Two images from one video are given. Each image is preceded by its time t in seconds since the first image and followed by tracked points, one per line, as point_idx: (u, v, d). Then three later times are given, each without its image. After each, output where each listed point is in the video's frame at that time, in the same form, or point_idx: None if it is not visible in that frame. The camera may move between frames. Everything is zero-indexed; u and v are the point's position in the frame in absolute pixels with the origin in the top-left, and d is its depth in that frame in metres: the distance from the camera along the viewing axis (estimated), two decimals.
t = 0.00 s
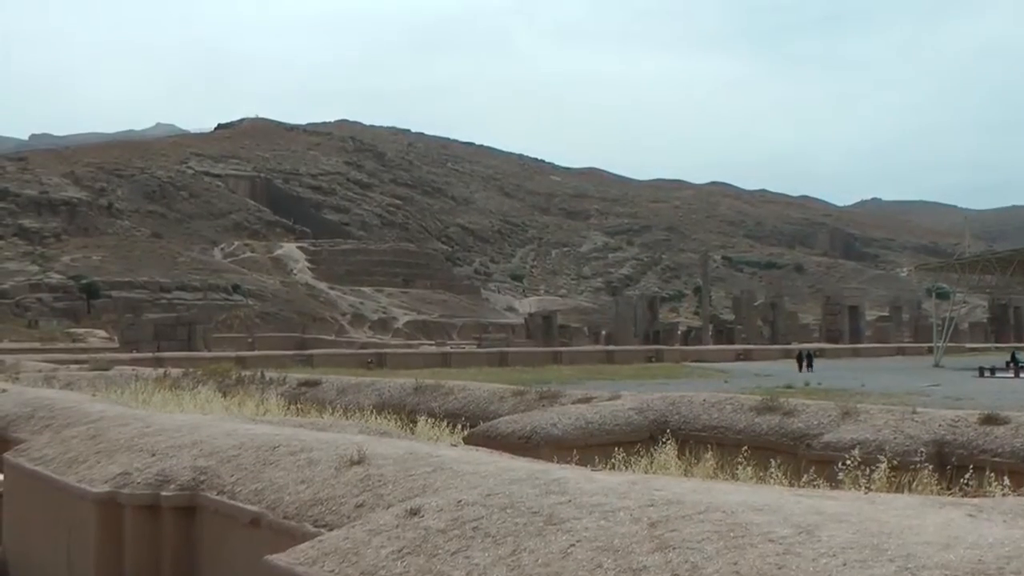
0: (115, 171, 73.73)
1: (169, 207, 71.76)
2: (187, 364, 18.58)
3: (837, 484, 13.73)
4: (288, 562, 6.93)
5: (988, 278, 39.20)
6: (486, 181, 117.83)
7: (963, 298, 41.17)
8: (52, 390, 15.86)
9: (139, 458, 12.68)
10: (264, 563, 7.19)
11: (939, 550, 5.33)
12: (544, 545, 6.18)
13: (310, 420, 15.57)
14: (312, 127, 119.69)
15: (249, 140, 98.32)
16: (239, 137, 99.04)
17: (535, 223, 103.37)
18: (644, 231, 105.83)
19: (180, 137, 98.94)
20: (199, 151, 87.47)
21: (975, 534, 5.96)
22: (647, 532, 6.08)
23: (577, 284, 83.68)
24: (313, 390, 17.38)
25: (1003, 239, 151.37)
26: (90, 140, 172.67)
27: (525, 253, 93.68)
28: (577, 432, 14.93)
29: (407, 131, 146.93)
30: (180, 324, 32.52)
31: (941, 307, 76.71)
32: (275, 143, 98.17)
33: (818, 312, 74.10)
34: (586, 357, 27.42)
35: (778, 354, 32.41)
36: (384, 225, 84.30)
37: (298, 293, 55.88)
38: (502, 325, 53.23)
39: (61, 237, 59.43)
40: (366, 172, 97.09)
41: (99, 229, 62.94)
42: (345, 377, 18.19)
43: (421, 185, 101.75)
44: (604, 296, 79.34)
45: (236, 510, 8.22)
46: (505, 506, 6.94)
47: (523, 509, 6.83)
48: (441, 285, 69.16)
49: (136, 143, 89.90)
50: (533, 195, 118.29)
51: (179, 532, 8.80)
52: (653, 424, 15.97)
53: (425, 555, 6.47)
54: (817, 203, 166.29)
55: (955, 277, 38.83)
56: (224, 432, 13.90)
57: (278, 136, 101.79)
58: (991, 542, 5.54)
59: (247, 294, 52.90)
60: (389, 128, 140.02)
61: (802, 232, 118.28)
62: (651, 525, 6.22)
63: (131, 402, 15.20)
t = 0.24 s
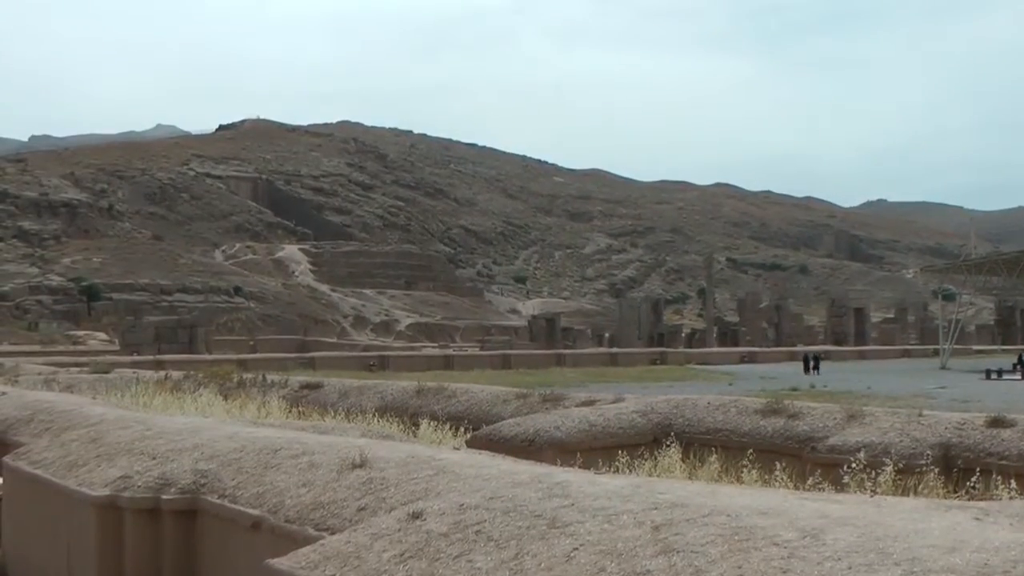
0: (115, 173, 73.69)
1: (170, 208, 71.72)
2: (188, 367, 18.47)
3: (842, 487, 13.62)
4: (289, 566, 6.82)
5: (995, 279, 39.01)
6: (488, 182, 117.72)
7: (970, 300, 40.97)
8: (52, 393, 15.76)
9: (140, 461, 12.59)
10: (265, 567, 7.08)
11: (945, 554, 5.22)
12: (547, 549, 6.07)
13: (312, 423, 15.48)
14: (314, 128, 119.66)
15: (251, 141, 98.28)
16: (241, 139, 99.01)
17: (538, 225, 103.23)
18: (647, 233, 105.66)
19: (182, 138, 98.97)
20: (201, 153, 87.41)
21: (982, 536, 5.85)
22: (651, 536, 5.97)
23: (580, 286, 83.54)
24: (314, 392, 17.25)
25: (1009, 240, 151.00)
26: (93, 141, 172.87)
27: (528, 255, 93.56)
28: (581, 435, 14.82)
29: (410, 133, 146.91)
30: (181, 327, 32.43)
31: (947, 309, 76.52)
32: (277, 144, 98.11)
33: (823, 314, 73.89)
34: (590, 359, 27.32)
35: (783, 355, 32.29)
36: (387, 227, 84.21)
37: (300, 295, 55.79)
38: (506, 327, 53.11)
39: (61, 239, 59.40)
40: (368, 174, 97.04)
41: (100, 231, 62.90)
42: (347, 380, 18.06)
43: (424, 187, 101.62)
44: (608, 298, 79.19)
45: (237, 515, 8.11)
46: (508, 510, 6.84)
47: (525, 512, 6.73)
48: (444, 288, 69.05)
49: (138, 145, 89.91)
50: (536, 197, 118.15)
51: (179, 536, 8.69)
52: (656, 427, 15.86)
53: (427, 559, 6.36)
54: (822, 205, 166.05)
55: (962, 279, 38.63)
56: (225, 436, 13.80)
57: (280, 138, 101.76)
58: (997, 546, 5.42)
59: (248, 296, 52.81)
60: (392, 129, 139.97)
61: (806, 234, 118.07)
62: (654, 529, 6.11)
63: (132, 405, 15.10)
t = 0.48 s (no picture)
0: (114, 173, 73.56)
1: (169, 210, 71.59)
2: (188, 370, 18.29)
3: (849, 491, 13.47)
4: (289, 571, 6.66)
5: (1004, 281, 38.77)
6: (491, 183, 117.54)
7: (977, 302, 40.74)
8: (50, 397, 15.61)
9: (139, 465, 12.46)
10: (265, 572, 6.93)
11: (956, 561, 5.06)
12: (551, 553, 5.91)
13: (313, 426, 15.34)
14: (317, 129, 119.50)
15: (251, 141, 98.16)
16: (241, 139, 98.88)
17: (541, 226, 103.00)
18: (651, 233, 105.44)
19: (181, 138, 98.82)
20: (200, 154, 87.27)
21: (992, 542, 5.70)
22: (655, 540, 5.81)
23: (584, 288, 83.32)
24: (316, 395, 17.07)
25: (1016, 241, 150.61)
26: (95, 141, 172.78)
27: (531, 255, 93.37)
28: (584, 438, 14.69)
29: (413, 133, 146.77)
30: (181, 330, 32.26)
31: (954, 310, 76.24)
32: (278, 144, 97.93)
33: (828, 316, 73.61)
34: (594, 362, 27.17)
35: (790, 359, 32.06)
36: (389, 228, 84.08)
37: (301, 297, 55.63)
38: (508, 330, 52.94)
39: (59, 241, 59.26)
40: (370, 175, 96.85)
41: (98, 232, 62.76)
42: (349, 383, 17.88)
43: (426, 188, 101.43)
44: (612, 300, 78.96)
45: (237, 520, 7.96)
46: (511, 514, 6.68)
47: (529, 516, 6.57)
48: (447, 289, 68.90)
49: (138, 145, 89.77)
50: (539, 198, 117.96)
51: (179, 541, 8.52)
52: (661, 430, 15.69)
53: (429, 564, 6.20)
54: (828, 205, 165.69)
55: (970, 281, 38.39)
56: (225, 440, 13.68)
57: (281, 138, 101.54)
58: (1008, 550, 5.28)
59: (249, 298, 52.62)
60: (394, 130, 139.85)
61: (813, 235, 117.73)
62: (659, 533, 5.94)
63: (132, 408, 14.95)
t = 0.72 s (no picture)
0: (112, 174, 73.32)
1: (167, 211, 71.35)
2: (187, 374, 18.04)
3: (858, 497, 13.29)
4: None
5: (1016, 283, 38.40)
6: (494, 184, 117.24)
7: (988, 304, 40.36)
8: (46, 400, 15.40)
9: (136, 470, 12.26)
10: None
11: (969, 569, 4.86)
12: (555, 560, 5.68)
13: (313, 431, 15.11)
14: (318, 129, 119.21)
15: (251, 142, 97.95)
16: (241, 139, 98.69)
17: (545, 228, 102.68)
18: (656, 235, 105.10)
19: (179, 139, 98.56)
20: (200, 154, 87.02)
21: (1005, 549, 5.47)
22: (660, 547, 5.60)
23: (588, 290, 82.96)
24: (316, 399, 16.78)
25: None
26: (97, 142, 172.51)
27: (535, 258, 93.07)
28: (589, 442, 14.48)
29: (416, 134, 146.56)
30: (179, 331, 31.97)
31: (963, 313, 75.77)
32: (278, 145, 97.64)
33: (836, 319, 73.21)
34: (599, 364, 26.92)
35: (798, 360, 31.73)
36: (391, 230, 83.83)
37: (301, 300, 55.39)
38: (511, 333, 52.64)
39: (56, 242, 58.99)
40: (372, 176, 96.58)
41: (95, 234, 62.51)
42: (350, 386, 17.59)
43: (428, 189, 101.13)
44: (617, 303, 78.64)
45: (235, 526, 7.75)
46: (515, 520, 6.45)
47: (533, 522, 6.33)
48: (449, 292, 68.60)
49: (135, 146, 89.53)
50: (543, 199, 117.67)
51: (178, 549, 8.29)
52: (667, 434, 15.45)
53: (431, 571, 5.96)
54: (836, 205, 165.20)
55: (981, 282, 38.03)
56: (224, 444, 13.50)
57: (282, 139, 101.23)
58: None
59: (248, 301, 52.35)
60: (397, 130, 139.64)
61: (821, 237, 117.27)
62: (665, 540, 5.71)
63: (129, 413, 14.72)
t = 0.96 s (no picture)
0: (109, 175, 73.09)
1: (165, 212, 71.05)
2: (186, 377, 17.84)
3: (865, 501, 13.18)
4: None
5: None
6: (497, 185, 116.91)
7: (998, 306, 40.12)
8: (43, 404, 15.17)
9: (135, 475, 12.14)
10: None
11: None
12: (560, 566, 5.79)
13: (314, 435, 14.91)
14: (320, 129, 118.84)
15: (250, 141, 97.77)
16: (240, 139, 98.44)
17: (549, 228, 102.37)
18: (662, 237, 104.80)
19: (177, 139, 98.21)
20: (198, 155, 86.75)
21: (1014, 554, 5.53)
22: (666, 552, 5.71)
23: (595, 292, 82.62)
24: (317, 403, 16.53)
25: None
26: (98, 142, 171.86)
27: (539, 259, 92.68)
28: (593, 446, 14.27)
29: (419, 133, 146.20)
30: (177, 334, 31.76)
31: (976, 315, 75.49)
32: (278, 145, 97.29)
33: (844, 321, 72.92)
34: (604, 368, 26.72)
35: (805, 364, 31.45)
36: (392, 231, 83.50)
37: (302, 302, 55.23)
38: (514, 335, 52.41)
39: (52, 244, 58.67)
40: (373, 176, 96.25)
41: (92, 235, 62.24)
42: (351, 389, 17.35)
43: (430, 189, 100.79)
44: (622, 305, 78.33)
45: (237, 532, 8.10)
46: (519, 525, 6.55)
47: (536, 527, 6.44)
48: (452, 295, 68.31)
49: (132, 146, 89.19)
50: (547, 200, 117.42)
51: (177, 553, 8.68)
52: (673, 437, 15.23)
53: None
54: (844, 205, 164.66)
55: (992, 285, 37.79)
56: (224, 449, 13.36)
57: (282, 138, 100.85)
58: None
59: (248, 303, 52.15)
60: (400, 130, 139.32)
61: (829, 238, 116.83)
62: (670, 545, 5.82)
63: (126, 417, 14.52)
